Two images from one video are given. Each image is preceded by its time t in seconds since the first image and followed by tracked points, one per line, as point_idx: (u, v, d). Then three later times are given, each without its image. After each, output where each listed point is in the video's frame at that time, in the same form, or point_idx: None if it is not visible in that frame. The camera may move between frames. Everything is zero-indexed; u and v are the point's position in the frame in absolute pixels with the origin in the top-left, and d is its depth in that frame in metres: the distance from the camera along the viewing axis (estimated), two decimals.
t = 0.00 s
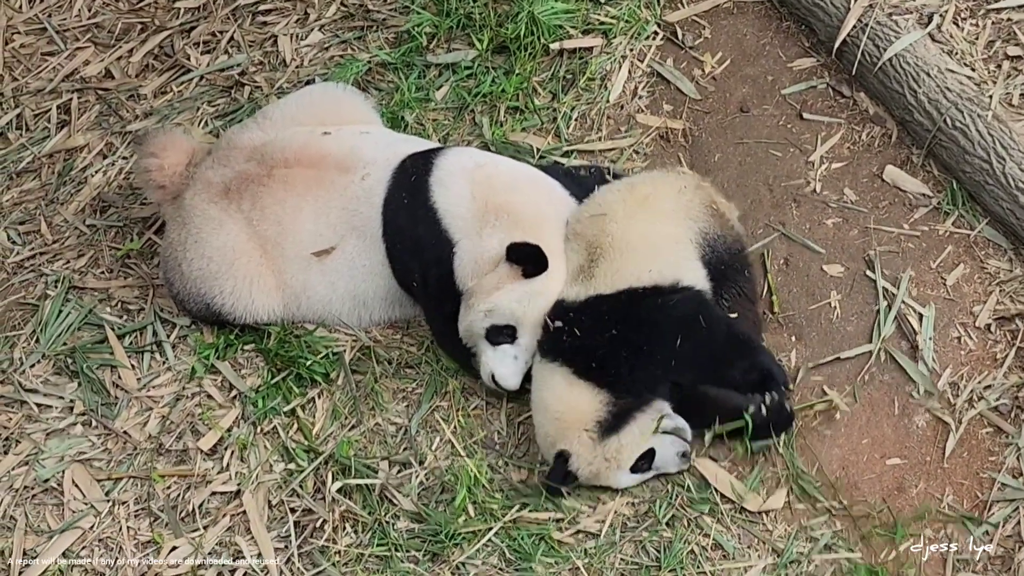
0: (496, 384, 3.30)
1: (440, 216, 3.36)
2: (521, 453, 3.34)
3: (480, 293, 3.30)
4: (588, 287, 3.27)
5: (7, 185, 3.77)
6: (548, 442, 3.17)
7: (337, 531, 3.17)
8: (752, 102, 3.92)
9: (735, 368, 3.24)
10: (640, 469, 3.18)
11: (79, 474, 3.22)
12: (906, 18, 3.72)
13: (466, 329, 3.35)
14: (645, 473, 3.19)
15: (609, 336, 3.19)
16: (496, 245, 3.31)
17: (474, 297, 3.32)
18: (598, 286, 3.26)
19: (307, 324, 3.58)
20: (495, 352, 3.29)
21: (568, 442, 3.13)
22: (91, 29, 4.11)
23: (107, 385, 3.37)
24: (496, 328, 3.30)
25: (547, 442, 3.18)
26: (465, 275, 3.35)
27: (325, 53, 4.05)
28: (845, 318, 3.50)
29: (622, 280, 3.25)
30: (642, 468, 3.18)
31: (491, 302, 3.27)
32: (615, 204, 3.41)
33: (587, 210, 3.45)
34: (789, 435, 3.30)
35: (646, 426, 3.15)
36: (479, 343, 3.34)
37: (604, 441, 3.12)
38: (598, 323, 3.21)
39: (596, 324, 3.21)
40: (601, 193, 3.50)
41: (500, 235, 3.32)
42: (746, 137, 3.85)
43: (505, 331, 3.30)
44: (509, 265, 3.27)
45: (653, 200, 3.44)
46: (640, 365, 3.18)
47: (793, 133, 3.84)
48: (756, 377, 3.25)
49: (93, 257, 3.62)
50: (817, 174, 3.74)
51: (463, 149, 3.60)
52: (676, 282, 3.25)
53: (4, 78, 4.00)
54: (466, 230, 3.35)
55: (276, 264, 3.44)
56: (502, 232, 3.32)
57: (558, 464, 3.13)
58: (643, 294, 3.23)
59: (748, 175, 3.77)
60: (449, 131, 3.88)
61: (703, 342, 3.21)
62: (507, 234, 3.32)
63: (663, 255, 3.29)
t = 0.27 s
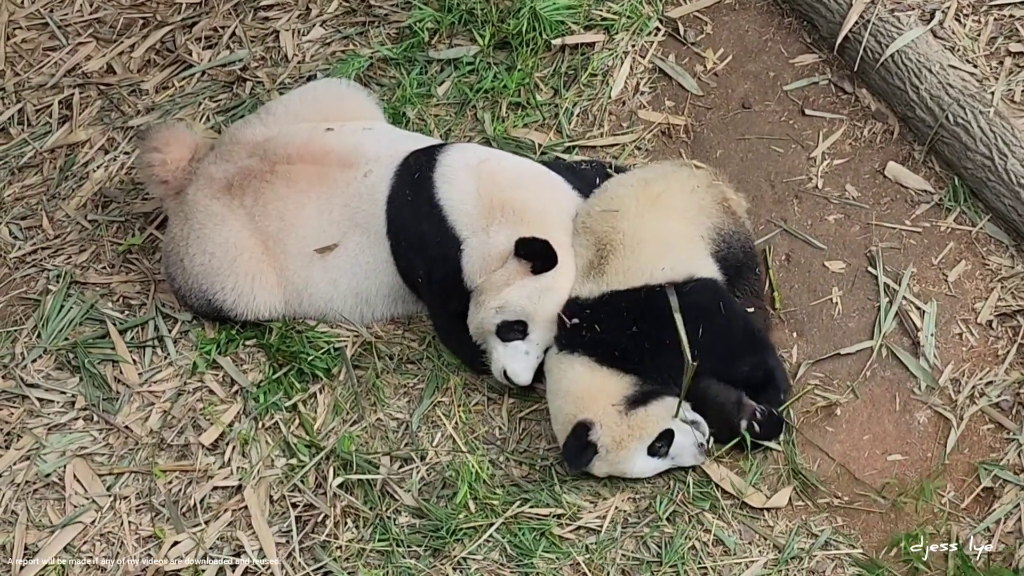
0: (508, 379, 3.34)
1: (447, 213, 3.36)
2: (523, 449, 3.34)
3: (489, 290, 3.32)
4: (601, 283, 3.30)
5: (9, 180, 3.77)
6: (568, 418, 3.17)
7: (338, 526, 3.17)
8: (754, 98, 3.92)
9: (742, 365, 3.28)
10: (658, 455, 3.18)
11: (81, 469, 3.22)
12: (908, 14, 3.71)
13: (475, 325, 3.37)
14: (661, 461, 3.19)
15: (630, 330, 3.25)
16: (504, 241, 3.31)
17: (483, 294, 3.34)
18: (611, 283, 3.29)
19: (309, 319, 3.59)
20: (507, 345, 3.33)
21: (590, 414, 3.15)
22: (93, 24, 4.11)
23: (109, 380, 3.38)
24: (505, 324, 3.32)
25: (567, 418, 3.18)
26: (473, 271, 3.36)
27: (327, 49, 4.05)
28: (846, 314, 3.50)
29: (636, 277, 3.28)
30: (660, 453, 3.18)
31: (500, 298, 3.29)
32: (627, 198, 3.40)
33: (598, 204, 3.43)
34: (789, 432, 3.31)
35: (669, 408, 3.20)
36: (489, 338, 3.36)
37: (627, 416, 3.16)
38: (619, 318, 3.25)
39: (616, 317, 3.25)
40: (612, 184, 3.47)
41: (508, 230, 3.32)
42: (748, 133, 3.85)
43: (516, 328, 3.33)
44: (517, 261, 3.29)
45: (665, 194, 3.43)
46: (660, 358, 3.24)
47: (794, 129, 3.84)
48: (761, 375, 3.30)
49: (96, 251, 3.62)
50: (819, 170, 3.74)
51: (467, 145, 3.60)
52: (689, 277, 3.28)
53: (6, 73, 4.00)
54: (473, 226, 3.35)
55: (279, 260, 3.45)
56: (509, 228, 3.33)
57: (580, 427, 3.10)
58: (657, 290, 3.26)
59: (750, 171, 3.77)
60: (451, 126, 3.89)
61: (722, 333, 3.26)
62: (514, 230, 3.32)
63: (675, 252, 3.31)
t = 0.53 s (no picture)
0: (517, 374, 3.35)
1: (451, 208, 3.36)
2: (523, 444, 3.34)
3: (496, 286, 3.32)
4: (608, 287, 3.27)
5: (9, 175, 3.77)
6: (563, 418, 3.20)
7: (338, 521, 3.17)
8: (754, 93, 3.92)
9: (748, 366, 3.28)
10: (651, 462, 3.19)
11: (82, 464, 3.22)
12: (909, 10, 3.70)
13: (484, 322, 3.37)
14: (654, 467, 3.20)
15: (630, 338, 3.24)
16: (508, 236, 3.32)
17: (491, 289, 3.34)
18: (619, 288, 3.25)
19: (310, 314, 3.59)
20: (515, 341, 3.33)
21: (584, 418, 3.18)
22: (93, 19, 4.11)
23: (109, 375, 3.37)
24: (514, 320, 3.32)
25: (561, 418, 3.21)
26: (479, 268, 3.37)
27: (327, 44, 4.05)
28: (847, 309, 3.50)
29: (645, 285, 3.24)
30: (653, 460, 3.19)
31: (507, 293, 3.29)
32: (649, 204, 3.36)
33: (619, 204, 3.38)
34: (789, 427, 3.31)
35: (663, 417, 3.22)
36: (498, 334, 3.36)
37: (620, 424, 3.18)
38: (620, 323, 3.24)
39: (618, 324, 3.24)
40: (636, 185, 3.42)
41: (513, 226, 3.33)
42: (749, 128, 3.85)
43: (524, 323, 3.32)
44: (523, 256, 3.29)
45: (689, 203, 3.38)
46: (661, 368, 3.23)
47: (795, 125, 3.84)
48: (764, 373, 3.30)
49: (96, 246, 3.62)
50: (820, 165, 3.74)
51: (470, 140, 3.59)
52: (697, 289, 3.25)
53: (6, 67, 3.99)
54: (478, 222, 3.35)
55: (281, 255, 3.44)
56: (513, 223, 3.33)
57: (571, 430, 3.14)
58: (663, 300, 3.23)
59: (750, 166, 3.77)
60: (452, 122, 3.89)
61: (724, 345, 3.25)
62: (519, 225, 3.32)
63: (688, 263, 3.28)
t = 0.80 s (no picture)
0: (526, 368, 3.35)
1: (453, 203, 3.36)
2: (523, 439, 3.34)
3: (502, 281, 3.32)
4: (615, 283, 3.27)
5: (9, 170, 3.77)
6: (562, 413, 3.19)
7: (338, 516, 3.17)
8: (754, 89, 3.92)
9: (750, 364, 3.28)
10: (649, 458, 3.19)
11: (81, 459, 3.22)
12: (909, 5, 3.70)
13: (491, 318, 3.36)
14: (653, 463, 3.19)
15: (629, 334, 3.24)
16: (510, 231, 3.32)
17: (497, 285, 3.34)
18: (625, 287, 3.26)
19: (311, 310, 3.59)
20: (520, 335, 3.33)
21: (584, 412, 3.16)
22: (93, 14, 4.11)
23: (109, 370, 3.37)
24: (521, 315, 3.32)
25: (561, 413, 3.19)
26: (484, 263, 3.37)
27: (327, 39, 4.04)
28: (847, 305, 3.50)
29: (652, 287, 3.25)
30: (652, 455, 3.19)
31: (513, 288, 3.29)
32: (670, 209, 3.35)
33: (640, 204, 3.39)
34: (788, 423, 3.32)
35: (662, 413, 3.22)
36: (506, 329, 3.35)
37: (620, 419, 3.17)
38: (621, 320, 3.24)
39: (620, 321, 3.24)
40: (660, 187, 3.41)
41: (515, 220, 3.33)
42: (749, 123, 3.85)
43: (531, 317, 3.32)
44: (527, 250, 3.29)
45: (711, 212, 3.35)
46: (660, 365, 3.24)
47: (795, 120, 3.83)
48: (769, 371, 3.28)
49: (96, 241, 3.62)
50: (820, 160, 3.74)
51: (471, 135, 3.59)
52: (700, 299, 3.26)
53: (6, 63, 3.99)
54: (480, 217, 3.35)
55: (282, 250, 3.44)
56: (516, 218, 3.33)
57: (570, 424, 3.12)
58: (668, 306, 3.24)
59: (750, 162, 3.77)
60: (452, 117, 3.88)
61: (725, 345, 3.26)
62: (521, 219, 3.32)
63: (699, 272, 3.28)
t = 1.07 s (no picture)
0: (524, 365, 3.35)
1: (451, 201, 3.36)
2: (522, 436, 3.34)
3: (500, 279, 3.32)
4: (609, 287, 3.25)
5: (9, 167, 3.77)
6: (557, 419, 3.19)
7: (338, 513, 3.17)
8: (754, 85, 3.91)
9: (747, 367, 3.25)
10: (646, 460, 3.18)
11: (81, 456, 3.22)
12: (909, 2, 3.71)
13: (490, 316, 3.36)
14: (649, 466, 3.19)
15: (622, 339, 3.20)
16: (508, 229, 3.32)
17: (495, 283, 3.33)
18: (620, 290, 3.23)
19: (310, 306, 3.59)
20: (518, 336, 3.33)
21: (577, 419, 3.15)
22: (92, 11, 4.11)
23: (109, 367, 3.37)
24: (519, 313, 3.31)
25: (555, 419, 3.20)
26: (482, 261, 3.37)
27: (327, 36, 4.04)
28: (846, 302, 3.50)
29: (647, 293, 3.22)
30: (648, 459, 3.18)
31: (511, 285, 3.28)
32: (668, 214, 3.32)
33: (639, 208, 3.38)
34: (788, 420, 3.32)
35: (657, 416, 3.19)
36: (504, 327, 3.35)
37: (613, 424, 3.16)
38: (615, 322, 3.21)
39: (614, 326, 3.21)
40: (660, 191, 3.39)
41: (514, 218, 3.33)
42: (749, 120, 3.84)
43: (530, 315, 3.31)
44: (525, 247, 3.29)
45: (709, 218, 3.31)
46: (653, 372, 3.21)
47: (795, 117, 3.83)
48: (768, 371, 3.27)
49: (95, 238, 3.62)
50: (820, 157, 3.74)
51: (471, 132, 3.59)
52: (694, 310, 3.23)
53: (5, 59, 3.99)
54: (478, 215, 3.35)
55: (281, 246, 3.45)
56: (514, 215, 3.33)
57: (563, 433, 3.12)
58: (663, 315, 3.21)
59: (749, 158, 3.77)
60: (451, 114, 3.88)
61: (721, 354, 3.22)
62: (520, 216, 3.32)
63: (695, 278, 3.25)
